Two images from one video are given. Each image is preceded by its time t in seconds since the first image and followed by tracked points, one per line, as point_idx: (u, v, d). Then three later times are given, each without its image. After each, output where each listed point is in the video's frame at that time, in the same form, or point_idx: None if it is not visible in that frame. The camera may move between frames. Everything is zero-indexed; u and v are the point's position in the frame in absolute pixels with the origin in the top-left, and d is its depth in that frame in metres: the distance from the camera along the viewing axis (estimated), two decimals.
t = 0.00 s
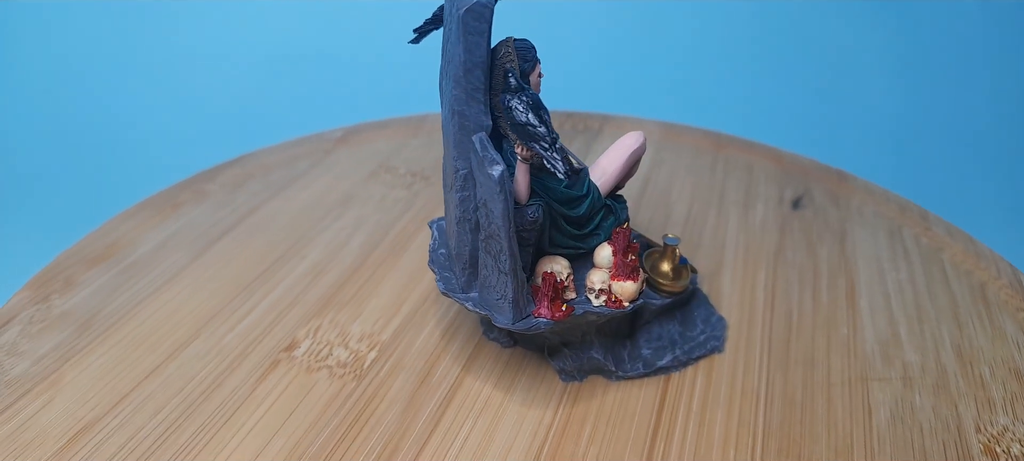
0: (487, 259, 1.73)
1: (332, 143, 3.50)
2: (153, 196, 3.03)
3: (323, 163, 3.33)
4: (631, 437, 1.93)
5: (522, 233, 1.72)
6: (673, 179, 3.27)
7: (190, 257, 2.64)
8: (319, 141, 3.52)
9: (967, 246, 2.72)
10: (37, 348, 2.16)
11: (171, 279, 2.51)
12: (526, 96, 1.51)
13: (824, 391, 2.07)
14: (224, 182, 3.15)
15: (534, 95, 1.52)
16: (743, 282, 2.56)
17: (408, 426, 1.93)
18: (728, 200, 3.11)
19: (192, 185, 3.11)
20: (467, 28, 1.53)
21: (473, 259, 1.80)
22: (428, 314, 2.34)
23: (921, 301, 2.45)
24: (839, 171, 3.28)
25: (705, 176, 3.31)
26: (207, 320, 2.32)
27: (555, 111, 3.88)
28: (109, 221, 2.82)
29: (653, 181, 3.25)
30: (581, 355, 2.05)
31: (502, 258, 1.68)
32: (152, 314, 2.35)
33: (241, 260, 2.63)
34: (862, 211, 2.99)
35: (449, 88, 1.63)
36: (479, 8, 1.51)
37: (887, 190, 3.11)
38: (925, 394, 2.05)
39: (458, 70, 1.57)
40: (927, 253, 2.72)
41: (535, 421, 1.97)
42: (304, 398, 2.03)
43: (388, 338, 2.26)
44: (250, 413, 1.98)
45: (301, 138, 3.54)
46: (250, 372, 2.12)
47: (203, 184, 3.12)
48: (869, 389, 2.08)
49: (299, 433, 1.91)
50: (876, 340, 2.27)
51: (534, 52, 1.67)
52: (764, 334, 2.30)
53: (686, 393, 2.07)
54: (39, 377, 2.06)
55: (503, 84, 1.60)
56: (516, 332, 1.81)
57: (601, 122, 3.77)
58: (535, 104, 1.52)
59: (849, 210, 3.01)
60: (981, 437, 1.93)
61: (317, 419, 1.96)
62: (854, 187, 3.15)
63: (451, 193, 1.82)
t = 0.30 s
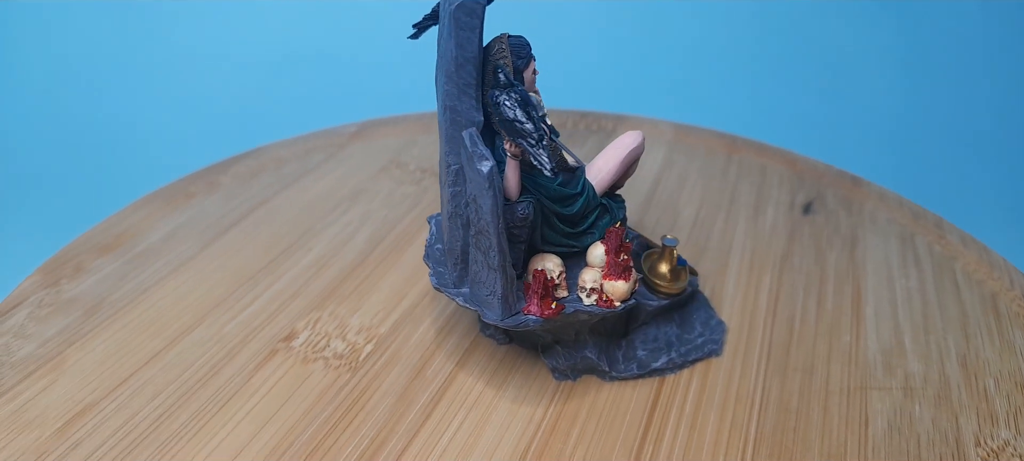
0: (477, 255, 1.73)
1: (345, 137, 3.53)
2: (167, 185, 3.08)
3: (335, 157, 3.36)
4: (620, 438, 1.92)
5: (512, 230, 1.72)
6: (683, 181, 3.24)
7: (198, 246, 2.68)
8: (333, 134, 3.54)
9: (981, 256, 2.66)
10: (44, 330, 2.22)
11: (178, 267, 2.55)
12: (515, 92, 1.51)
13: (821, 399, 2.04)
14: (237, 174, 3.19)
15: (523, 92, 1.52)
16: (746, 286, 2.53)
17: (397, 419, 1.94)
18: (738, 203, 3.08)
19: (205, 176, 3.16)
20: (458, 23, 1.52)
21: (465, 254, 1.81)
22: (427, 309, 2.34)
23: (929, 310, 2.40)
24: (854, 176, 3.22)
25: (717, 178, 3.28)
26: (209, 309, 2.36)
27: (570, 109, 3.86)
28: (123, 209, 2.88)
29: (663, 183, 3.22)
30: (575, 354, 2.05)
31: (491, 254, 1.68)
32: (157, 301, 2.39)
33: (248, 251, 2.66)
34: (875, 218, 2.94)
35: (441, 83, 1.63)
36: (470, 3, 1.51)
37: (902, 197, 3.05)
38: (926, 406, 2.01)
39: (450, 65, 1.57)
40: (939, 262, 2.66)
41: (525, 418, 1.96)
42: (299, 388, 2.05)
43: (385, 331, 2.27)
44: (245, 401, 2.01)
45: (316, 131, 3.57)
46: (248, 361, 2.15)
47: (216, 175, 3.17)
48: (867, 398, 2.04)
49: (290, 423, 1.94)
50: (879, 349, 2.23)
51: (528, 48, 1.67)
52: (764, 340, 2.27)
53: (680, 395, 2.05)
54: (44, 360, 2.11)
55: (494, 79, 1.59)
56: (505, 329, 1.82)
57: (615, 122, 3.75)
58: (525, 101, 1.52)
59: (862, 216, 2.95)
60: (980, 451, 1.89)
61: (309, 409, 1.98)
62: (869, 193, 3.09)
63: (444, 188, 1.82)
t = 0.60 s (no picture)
0: (469, 259, 1.75)
1: (357, 139, 3.56)
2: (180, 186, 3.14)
3: (346, 159, 3.39)
4: (612, 445, 1.92)
5: (503, 234, 1.73)
6: (691, 187, 3.23)
7: (206, 246, 2.73)
8: (345, 136, 3.57)
9: (991, 268, 2.61)
10: (53, 326, 2.27)
11: (186, 266, 2.60)
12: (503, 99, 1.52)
13: (818, 409, 2.03)
14: (248, 175, 3.24)
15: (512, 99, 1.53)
16: (749, 294, 2.52)
17: (391, 420, 1.96)
18: (745, 210, 3.06)
19: (217, 176, 3.21)
20: (449, 30, 1.54)
21: (458, 258, 1.82)
22: (427, 312, 2.36)
23: (934, 321, 2.36)
24: (864, 184, 3.18)
25: (725, 185, 3.26)
26: (214, 308, 2.40)
27: (581, 114, 3.87)
28: (136, 208, 2.94)
29: (671, 189, 3.21)
30: (570, 359, 2.06)
31: (482, 258, 1.70)
32: (164, 299, 2.44)
33: (254, 251, 2.71)
34: (884, 227, 2.90)
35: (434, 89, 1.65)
36: (460, 10, 1.52)
37: (913, 205, 3.01)
38: (925, 418, 1.99)
39: (441, 71, 1.58)
40: (947, 272, 2.62)
41: (518, 422, 1.97)
42: (296, 388, 2.08)
43: (385, 333, 2.29)
44: (244, 399, 2.04)
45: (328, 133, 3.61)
46: (249, 360, 2.18)
47: (228, 175, 3.22)
48: (865, 410, 2.02)
49: (286, 422, 1.96)
50: (881, 360, 2.20)
51: (521, 54, 1.68)
52: (764, 348, 2.25)
53: (674, 403, 2.04)
54: (51, 354, 2.16)
55: (485, 86, 1.61)
56: (497, 333, 1.83)
57: (626, 128, 3.75)
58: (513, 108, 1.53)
59: (871, 225, 2.92)
60: None
61: (306, 408, 2.01)
62: (879, 202, 3.05)
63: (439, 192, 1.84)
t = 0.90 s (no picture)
0: (459, 256, 1.75)
1: (368, 137, 3.58)
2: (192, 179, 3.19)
3: (357, 156, 3.40)
4: (602, 446, 1.91)
5: (494, 232, 1.74)
6: (700, 191, 3.20)
7: (214, 238, 2.77)
8: (358, 133, 3.59)
9: (1002, 279, 2.56)
10: (60, 312, 2.32)
11: (192, 258, 2.64)
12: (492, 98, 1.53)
13: (813, 417, 2.00)
14: (259, 169, 3.28)
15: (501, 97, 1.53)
16: (750, 299, 2.49)
17: (383, 415, 1.98)
18: (752, 214, 3.03)
19: (229, 170, 3.25)
20: (441, 28, 1.55)
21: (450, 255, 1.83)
22: (426, 309, 2.37)
23: (938, 331, 2.32)
24: (876, 191, 3.13)
25: (734, 189, 3.23)
26: (217, 299, 2.44)
27: (593, 115, 3.85)
28: (147, 200, 2.99)
29: (679, 192, 3.19)
30: (563, 359, 2.04)
31: (472, 256, 1.70)
32: (168, 290, 2.47)
33: (260, 245, 2.74)
34: (893, 234, 2.85)
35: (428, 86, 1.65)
36: (453, 8, 1.53)
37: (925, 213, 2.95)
38: (922, 430, 1.96)
39: (434, 69, 1.59)
40: (956, 282, 2.57)
41: (509, 421, 1.97)
42: (292, 380, 2.11)
43: (383, 328, 2.31)
44: (239, 389, 2.07)
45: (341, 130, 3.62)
46: (247, 351, 2.21)
47: (240, 170, 3.26)
48: (862, 419, 2.00)
49: (279, 413, 1.99)
50: (881, 369, 2.17)
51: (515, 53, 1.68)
52: (762, 354, 2.23)
53: (667, 406, 2.03)
54: (56, 340, 2.21)
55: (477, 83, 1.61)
56: (487, 331, 1.83)
57: (637, 129, 3.73)
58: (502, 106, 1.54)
59: (880, 232, 2.87)
60: None
61: (299, 401, 2.03)
62: (890, 209, 3.01)
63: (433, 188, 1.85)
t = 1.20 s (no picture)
0: (453, 257, 1.76)
1: (376, 137, 3.59)
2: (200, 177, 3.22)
3: (365, 155, 3.39)
4: (595, 449, 1.91)
5: (487, 235, 1.74)
6: (705, 194, 3.18)
7: (219, 237, 2.80)
8: (367, 132, 3.58)
9: (1009, 287, 2.52)
10: (66, 308, 2.36)
11: (197, 256, 2.67)
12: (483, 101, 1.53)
13: (810, 424, 1.99)
14: (266, 168, 3.30)
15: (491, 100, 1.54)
16: (752, 304, 2.47)
17: (378, 414, 1.99)
18: (758, 219, 3.00)
19: (237, 169, 3.28)
20: (434, 30, 1.55)
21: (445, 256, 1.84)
22: (425, 310, 2.38)
23: (942, 339, 2.29)
24: (885, 196, 3.10)
25: (740, 192, 3.21)
26: (219, 298, 2.46)
27: (601, 117, 3.84)
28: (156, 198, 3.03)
29: (684, 195, 3.17)
30: (559, 361, 2.04)
31: (465, 257, 1.71)
32: (173, 288, 2.50)
33: (264, 244, 2.77)
34: (900, 240, 2.82)
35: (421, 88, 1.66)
36: (445, 11, 1.53)
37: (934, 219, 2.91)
38: (920, 439, 1.94)
39: (427, 71, 1.60)
40: (963, 289, 2.54)
41: (503, 422, 1.98)
42: (290, 378, 2.13)
43: (381, 328, 2.32)
44: (237, 386, 2.09)
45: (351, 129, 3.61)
46: (247, 349, 2.23)
47: (248, 169, 3.29)
48: (859, 426, 1.98)
49: (276, 411, 2.00)
50: (881, 376, 2.15)
51: (510, 55, 1.68)
52: (761, 359, 2.22)
53: (662, 410, 2.03)
54: (60, 335, 2.24)
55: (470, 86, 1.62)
56: (480, 332, 1.83)
57: (645, 132, 3.71)
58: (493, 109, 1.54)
59: (887, 238, 2.84)
60: None
61: (296, 399, 2.05)
62: (898, 214, 2.97)
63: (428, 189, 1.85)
